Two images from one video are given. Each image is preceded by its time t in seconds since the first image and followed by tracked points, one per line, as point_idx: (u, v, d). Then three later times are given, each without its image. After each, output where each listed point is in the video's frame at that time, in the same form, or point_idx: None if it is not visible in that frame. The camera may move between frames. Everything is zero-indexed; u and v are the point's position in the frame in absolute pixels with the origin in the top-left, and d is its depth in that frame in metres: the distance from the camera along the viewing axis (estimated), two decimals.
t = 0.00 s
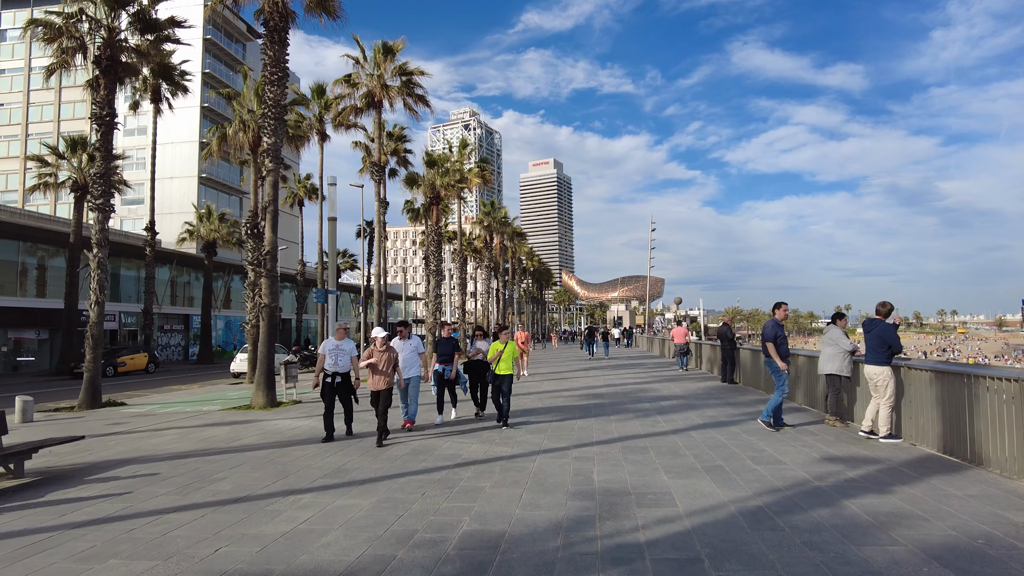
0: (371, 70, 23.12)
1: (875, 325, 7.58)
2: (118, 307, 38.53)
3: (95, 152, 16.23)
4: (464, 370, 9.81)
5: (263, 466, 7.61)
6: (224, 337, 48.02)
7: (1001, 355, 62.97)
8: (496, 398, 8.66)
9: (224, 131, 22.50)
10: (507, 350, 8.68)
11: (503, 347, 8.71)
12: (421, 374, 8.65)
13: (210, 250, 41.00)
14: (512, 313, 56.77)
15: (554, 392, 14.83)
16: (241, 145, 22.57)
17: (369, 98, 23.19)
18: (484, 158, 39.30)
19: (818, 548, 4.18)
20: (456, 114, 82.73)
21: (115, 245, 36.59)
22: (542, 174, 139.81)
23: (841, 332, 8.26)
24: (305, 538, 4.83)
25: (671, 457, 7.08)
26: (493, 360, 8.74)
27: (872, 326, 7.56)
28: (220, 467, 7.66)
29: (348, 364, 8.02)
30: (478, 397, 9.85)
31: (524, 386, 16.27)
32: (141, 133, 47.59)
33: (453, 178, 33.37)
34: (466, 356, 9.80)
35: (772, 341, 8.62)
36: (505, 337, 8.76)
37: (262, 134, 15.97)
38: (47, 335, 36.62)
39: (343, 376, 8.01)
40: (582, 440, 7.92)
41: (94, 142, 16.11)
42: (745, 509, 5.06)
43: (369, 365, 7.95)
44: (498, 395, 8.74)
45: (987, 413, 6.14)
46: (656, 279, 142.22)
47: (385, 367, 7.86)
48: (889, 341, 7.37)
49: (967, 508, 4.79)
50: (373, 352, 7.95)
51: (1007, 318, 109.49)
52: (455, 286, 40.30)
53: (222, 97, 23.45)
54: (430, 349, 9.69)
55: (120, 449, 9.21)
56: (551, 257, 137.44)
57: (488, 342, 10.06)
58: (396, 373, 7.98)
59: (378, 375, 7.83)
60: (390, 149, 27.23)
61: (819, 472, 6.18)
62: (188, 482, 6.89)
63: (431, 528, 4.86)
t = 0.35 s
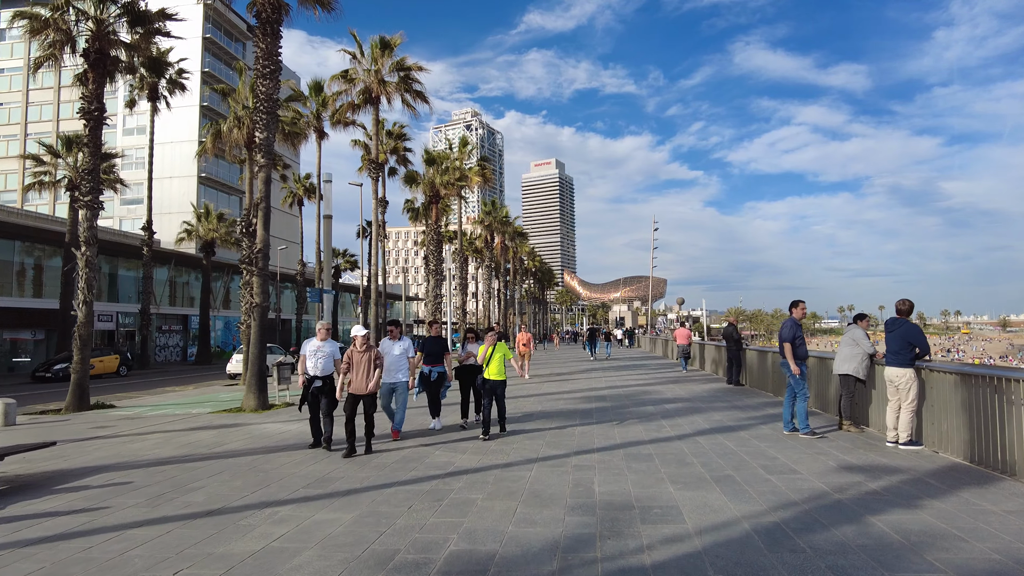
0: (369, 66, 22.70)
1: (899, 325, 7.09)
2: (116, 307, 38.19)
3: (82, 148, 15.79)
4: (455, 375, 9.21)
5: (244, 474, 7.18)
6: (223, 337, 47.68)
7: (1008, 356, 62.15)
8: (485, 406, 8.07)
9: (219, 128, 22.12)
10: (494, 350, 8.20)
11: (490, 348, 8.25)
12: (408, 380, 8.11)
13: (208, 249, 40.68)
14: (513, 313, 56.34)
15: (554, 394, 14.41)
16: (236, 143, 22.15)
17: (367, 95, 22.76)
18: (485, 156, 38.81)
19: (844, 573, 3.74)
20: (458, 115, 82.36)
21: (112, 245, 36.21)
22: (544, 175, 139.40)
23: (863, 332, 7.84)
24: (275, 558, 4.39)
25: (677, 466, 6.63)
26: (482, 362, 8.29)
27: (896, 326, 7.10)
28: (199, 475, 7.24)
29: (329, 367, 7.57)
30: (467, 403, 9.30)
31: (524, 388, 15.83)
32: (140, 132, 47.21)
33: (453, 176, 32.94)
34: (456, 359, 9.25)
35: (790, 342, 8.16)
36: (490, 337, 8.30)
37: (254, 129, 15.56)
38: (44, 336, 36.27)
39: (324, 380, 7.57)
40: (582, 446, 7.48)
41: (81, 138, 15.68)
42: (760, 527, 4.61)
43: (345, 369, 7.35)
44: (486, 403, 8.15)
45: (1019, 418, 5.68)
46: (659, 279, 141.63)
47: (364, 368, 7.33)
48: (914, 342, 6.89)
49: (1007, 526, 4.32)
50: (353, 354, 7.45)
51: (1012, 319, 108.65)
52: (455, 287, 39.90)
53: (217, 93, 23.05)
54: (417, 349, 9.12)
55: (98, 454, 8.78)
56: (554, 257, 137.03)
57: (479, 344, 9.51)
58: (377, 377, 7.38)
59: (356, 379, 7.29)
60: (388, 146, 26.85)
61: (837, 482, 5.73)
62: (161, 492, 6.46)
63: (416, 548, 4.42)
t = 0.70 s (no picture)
0: (366, 64, 22.34)
1: (926, 328, 6.66)
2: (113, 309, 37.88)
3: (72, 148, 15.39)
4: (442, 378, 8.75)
5: (227, 487, 6.79)
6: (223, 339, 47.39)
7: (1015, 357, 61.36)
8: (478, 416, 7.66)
9: (214, 127, 21.78)
10: (486, 356, 7.77)
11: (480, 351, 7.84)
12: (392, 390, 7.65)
13: (207, 250, 40.33)
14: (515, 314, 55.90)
15: (555, 398, 13.98)
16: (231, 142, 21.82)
17: (364, 93, 22.40)
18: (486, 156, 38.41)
19: None
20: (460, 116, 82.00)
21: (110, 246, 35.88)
22: (546, 176, 138.85)
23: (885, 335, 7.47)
24: None
25: (686, 479, 6.21)
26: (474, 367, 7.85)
27: (922, 327, 6.66)
28: (180, 488, 6.85)
29: (312, 374, 7.15)
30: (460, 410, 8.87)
31: (525, 392, 15.39)
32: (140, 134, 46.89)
33: (453, 176, 32.55)
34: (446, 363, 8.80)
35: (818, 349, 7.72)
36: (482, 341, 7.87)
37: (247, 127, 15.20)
38: (42, 338, 35.95)
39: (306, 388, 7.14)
40: (584, 457, 7.05)
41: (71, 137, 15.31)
42: (781, 552, 4.18)
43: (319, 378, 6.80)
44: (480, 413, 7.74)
45: None
46: (661, 280, 141.02)
47: (334, 377, 6.74)
48: (941, 346, 6.47)
49: None
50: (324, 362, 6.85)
51: (1017, 319, 107.71)
52: (456, 288, 39.50)
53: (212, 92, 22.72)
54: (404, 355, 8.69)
55: (78, 464, 8.39)
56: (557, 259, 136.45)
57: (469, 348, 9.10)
58: (348, 389, 6.76)
59: (326, 388, 6.72)
60: (386, 146, 26.49)
61: (859, 497, 5.30)
62: (137, 507, 6.07)
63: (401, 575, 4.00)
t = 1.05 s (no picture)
0: (366, 57, 21.91)
1: (964, 326, 6.16)
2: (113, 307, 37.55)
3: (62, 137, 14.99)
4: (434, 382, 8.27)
5: (208, 492, 6.34)
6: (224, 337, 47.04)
7: None
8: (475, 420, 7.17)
9: (212, 121, 21.35)
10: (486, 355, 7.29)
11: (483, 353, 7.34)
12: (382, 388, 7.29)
13: (208, 247, 39.95)
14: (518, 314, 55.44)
15: (559, 399, 13.50)
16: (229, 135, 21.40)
17: (365, 86, 21.98)
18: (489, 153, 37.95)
19: None
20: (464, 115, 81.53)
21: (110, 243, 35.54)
22: (550, 176, 138.24)
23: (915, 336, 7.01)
24: None
25: (701, 487, 5.73)
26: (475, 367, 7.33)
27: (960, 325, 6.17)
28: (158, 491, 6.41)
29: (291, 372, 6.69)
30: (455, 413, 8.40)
31: (528, 393, 14.90)
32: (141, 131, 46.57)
33: (456, 173, 32.08)
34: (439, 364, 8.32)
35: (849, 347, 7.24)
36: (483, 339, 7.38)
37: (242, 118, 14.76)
38: (41, 336, 35.63)
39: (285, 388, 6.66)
40: (589, 463, 6.58)
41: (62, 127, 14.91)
42: (813, 571, 3.72)
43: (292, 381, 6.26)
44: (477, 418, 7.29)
45: None
46: (665, 281, 140.26)
47: (308, 380, 6.18)
48: (979, 345, 5.98)
49: None
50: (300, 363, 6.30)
51: None
52: (458, 287, 39.04)
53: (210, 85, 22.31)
54: (392, 353, 8.21)
55: (57, 465, 7.96)
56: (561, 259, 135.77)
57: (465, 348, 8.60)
58: (324, 390, 6.22)
59: (302, 390, 6.18)
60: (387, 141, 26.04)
61: (893, 507, 4.83)
62: (108, 514, 5.63)
63: None
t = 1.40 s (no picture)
0: (364, 51, 21.46)
1: (1003, 332, 5.72)
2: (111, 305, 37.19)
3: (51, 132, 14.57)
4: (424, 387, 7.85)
5: (183, 505, 5.93)
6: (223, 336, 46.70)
7: None
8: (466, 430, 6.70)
9: (207, 116, 20.92)
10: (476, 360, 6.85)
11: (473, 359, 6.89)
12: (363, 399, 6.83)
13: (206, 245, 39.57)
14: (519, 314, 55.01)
15: (559, 402, 13.07)
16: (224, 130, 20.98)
17: (364, 81, 21.54)
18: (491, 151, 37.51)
19: None
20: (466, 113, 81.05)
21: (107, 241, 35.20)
22: (553, 175, 137.71)
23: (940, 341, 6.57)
24: None
25: (713, 504, 5.28)
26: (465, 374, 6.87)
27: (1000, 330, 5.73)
28: (131, 504, 6.01)
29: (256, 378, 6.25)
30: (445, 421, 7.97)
31: (527, 395, 14.46)
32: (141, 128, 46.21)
33: (457, 170, 31.64)
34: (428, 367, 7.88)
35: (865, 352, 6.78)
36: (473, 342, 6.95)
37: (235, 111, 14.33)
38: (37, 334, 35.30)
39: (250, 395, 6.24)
40: (590, 475, 6.15)
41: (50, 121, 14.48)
42: None
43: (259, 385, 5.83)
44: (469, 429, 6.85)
45: None
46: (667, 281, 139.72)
47: (277, 383, 5.75)
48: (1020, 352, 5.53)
49: None
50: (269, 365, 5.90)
51: None
52: (459, 286, 38.61)
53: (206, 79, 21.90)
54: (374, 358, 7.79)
55: (29, 473, 7.54)
56: (563, 259, 135.22)
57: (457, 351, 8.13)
58: (290, 396, 5.73)
59: (267, 395, 5.75)
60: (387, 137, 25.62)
61: (926, 529, 4.40)
62: (72, 531, 5.21)
63: None
